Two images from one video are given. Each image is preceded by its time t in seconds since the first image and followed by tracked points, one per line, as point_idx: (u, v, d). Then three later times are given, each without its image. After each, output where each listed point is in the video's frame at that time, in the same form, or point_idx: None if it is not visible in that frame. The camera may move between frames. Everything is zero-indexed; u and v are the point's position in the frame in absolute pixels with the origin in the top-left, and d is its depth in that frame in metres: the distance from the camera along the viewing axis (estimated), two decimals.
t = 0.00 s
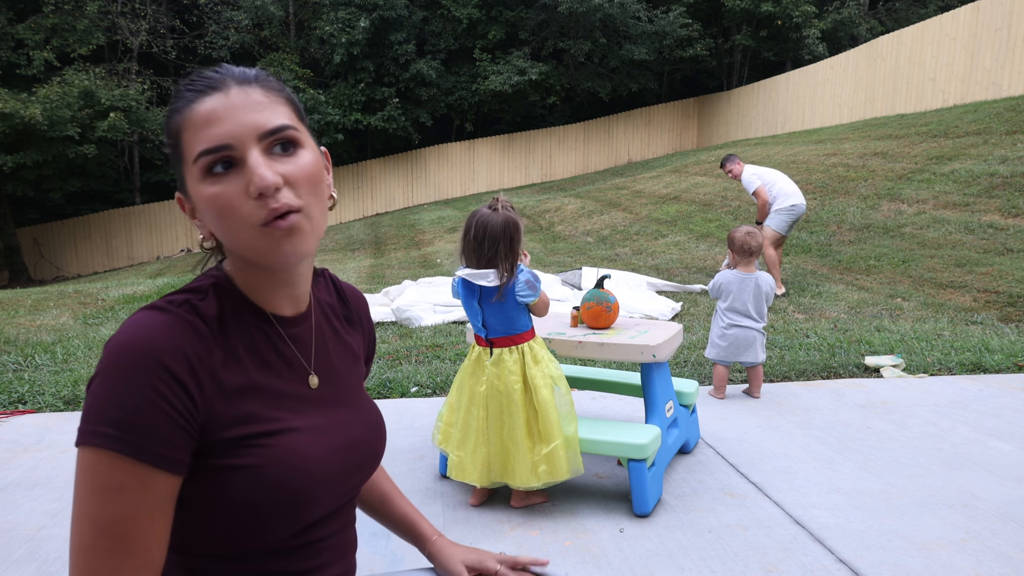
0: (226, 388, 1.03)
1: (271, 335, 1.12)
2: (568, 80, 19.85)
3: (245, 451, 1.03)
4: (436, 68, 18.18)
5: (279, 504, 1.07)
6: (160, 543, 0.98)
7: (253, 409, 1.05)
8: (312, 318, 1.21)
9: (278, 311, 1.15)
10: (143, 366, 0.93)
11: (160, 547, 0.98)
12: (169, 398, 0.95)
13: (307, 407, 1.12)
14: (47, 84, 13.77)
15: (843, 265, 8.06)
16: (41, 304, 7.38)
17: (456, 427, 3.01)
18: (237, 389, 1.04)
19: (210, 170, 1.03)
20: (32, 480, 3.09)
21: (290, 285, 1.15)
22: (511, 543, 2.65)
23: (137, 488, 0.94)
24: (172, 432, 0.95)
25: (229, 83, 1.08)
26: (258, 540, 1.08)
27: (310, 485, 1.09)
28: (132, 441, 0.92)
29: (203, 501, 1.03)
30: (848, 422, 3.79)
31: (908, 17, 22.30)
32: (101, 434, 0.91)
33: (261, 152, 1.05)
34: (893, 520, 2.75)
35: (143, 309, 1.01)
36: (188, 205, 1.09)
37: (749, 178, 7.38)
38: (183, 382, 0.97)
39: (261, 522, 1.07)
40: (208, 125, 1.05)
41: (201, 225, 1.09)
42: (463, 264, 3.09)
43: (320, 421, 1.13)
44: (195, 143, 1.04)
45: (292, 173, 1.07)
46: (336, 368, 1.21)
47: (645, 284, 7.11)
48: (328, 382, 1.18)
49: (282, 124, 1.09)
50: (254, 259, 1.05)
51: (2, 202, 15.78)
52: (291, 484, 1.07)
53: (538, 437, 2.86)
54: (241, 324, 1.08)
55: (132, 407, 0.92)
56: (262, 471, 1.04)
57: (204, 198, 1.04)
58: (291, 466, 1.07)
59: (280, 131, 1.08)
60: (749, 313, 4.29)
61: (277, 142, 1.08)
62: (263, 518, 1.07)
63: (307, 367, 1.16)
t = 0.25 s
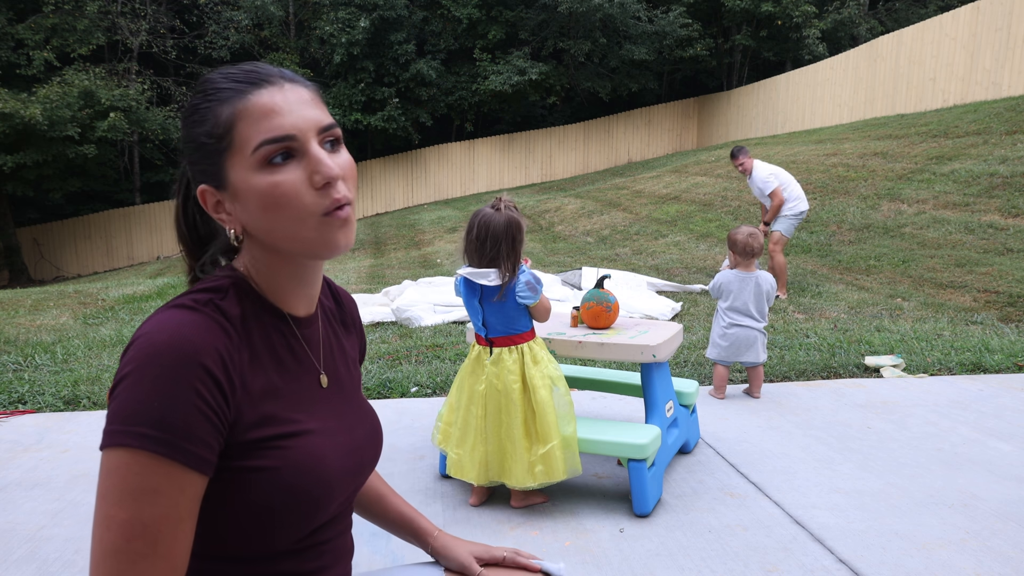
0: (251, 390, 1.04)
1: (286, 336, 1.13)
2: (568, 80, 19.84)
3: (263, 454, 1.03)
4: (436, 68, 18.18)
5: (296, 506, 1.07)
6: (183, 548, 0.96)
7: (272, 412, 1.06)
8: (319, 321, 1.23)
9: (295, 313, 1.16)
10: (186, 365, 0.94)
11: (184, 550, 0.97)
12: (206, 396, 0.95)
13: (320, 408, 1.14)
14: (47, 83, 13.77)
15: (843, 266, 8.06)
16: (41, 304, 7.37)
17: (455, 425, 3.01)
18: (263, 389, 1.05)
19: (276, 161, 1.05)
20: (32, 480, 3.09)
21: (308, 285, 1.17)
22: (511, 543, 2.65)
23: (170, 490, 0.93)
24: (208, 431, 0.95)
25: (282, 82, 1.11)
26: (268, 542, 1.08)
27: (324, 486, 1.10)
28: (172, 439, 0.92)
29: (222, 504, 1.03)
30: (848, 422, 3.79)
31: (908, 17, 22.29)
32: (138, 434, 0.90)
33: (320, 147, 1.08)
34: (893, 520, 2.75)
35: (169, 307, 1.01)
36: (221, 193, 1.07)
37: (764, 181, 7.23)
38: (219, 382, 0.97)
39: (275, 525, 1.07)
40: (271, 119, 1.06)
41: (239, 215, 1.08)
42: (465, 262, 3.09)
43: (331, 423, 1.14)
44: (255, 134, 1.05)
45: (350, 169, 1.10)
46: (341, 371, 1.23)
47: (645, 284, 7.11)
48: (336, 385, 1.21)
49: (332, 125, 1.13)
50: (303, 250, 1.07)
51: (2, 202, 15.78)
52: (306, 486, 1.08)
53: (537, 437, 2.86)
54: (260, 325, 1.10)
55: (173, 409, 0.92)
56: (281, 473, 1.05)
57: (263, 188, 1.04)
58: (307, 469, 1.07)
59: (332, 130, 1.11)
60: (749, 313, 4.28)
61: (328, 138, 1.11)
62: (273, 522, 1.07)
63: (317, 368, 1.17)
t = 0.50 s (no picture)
0: (259, 392, 1.04)
1: (292, 337, 1.13)
2: (568, 80, 19.85)
3: (270, 455, 1.04)
4: (436, 68, 18.18)
5: (301, 507, 1.07)
6: (189, 549, 0.96)
7: (279, 413, 1.06)
8: (324, 322, 1.23)
9: (300, 315, 1.16)
10: (197, 368, 0.94)
11: (190, 551, 0.97)
12: (216, 399, 0.95)
13: (325, 409, 1.14)
14: (47, 83, 13.76)
15: (843, 266, 8.06)
16: (41, 304, 7.37)
17: (456, 425, 3.01)
18: (270, 393, 1.05)
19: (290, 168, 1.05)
20: (32, 480, 3.09)
21: (314, 288, 1.17)
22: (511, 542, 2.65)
23: (179, 492, 0.93)
24: (217, 433, 0.95)
25: (300, 88, 1.11)
26: (271, 542, 1.08)
27: (329, 487, 1.10)
28: (182, 441, 0.92)
29: (227, 505, 1.03)
30: (848, 422, 3.79)
31: (908, 17, 22.29)
32: (149, 436, 0.90)
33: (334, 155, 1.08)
34: (893, 520, 2.75)
35: (177, 309, 1.00)
36: (231, 194, 1.07)
37: (784, 165, 7.04)
38: (229, 384, 0.97)
39: (279, 526, 1.07)
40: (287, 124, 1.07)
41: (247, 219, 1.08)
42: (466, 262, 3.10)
43: (335, 424, 1.14)
44: (269, 139, 1.05)
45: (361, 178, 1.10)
46: (343, 371, 1.23)
47: (645, 284, 7.11)
48: (340, 386, 1.21)
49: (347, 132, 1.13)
50: (311, 257, 1.08)
51: (2, 202, 15.78)
52: (311, 487, 1.08)
53: (537, 437, 2.86)
54: (266, 326, 1.10)
55: (184, 411, 0.92)
56: (287, 475, 1.05)
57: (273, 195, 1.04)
58: (311, 470, 1.07)
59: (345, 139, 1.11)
60: (752, 311, 4.29)
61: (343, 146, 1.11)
62: (274, 524, 1.07)
63: (321, 369, 1.17)
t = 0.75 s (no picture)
0: (261, 393, 1.04)
1: (292, 336, 1.14)
2: (568, 80, 19.85)
3: (269, 456, 1.04)
4: (436, 68, 18.19)
5: (301, 508, 1.07)
6: (186, 553, 0.96)
7: (277, 413, 1.05)
8: (323, 319, 1.23)
9: (300, 311, 1.16)
10: (195, 371, 0.94)
11: (187, 555, 0.97)
12: (213, 401, 0.95)
13: (326, 408, 1.14)
14: (47, 84, 13.77)
15: (843, 265, 8.06)
16: (41, 304, 7.38)
17: (457, 426, 3.01)
18: (270, 394, 1.06)
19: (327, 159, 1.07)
20: (32, 480, 3.09)
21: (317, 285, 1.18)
22: (511, 542, 2.65)
23: (177, 495, 0.93)
24: (214, 435, 0.95)
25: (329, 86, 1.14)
26: (271, 544, 1.08)
27: (330, 486, 1.10)
28: (179, 445, 0.91)
29: (226, 507, 1.03)
30: (848, 422, 3.79)
31: (908, 17, 22.28)
32: (144, 441, 0.90)
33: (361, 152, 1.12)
34: (893, 520, 2.75)
35: (175, 311, 1.00)
36: (253, 182, 1.06)
37: (791, 163, 7.00)
38: (227, 386, 0.97)
39: (278, 527, 1.07)
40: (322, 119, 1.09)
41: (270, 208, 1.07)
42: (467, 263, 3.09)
43: (334, 423, 1.14)
44: (308, 130, 1.06)
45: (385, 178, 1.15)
46: (344, 369, 1.23)
47: (645, 284, 7.11)
48: (341, 383, 1.21)
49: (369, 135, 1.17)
50: (333, 249, 1.09)
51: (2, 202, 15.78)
52: (311, 487, 1.07)
53: (539, 437, 2.86)
54: (266, 325, 1.10)
55: (181, 415, 0.92)
56: (287, 476, 1.05)
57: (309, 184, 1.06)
58: (312, 471, 1.07)
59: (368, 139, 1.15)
60: (751, 310, 4.28)
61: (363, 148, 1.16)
62: (274, 525, 1.07)
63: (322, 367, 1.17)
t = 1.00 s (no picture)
0: (270, 390, 1.04)
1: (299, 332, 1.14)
2: (568, 80, 19.85)
3: (279, 453, 1.04)
4: (436, 68, 18.19)
5: (311, 505, 1.08)
6: (194, 554, 0.96)
7: (286, 411, 1.05)
8: (327, 316, 1.23)
9: (304, 306, 1.17)
10: (203, 371, 0.93)
11: (195, 555, 0.96)
12: (222, 401, 0.94)
13: (334, 405, 1.14)
14: (47, 83, 13.77)
15: (843, 266, 8.06)
16: (41, 304, 7.38)
17: (457, 425, 3.01)
18: (279, 390, 1.06)
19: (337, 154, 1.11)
20: (32, 480, 3.09)
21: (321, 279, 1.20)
22: (511, 542, 2.65)
23: (185, 494, 0.93)
24: (223, 436, 0.95)
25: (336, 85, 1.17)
26: (280, 543, 1.08)
27: (339, 483, 1.10)
28: (188, 445, 0.91)
29: (235, 506, 1.03)
30: (848, 422, 3.79)
31: (908, 17, 22.28)
32: (154, 440, 0.90)
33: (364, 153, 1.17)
34: (893, 520, 2.75)
35: (183, 311, 1.00)
36: (256, 174, 1.07)
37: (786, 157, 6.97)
38: (236, 386, 0.97)
39: (287, 526, 1.07)
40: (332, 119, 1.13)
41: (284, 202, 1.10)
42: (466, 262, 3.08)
43: (343, 419, 1.15)
44: (316, 124, 1.09)
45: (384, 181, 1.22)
46: (349, 365, 1.23)
47: (645, 284, 7.11)
48: (348, 379, 1.21)
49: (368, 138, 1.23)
50: (335, 241, 1.12)
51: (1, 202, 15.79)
52: (320, 485, 1.08)
53: (539, 437, 2.86)
54: (274, 321, 1.10)
55: (190, 415, 0.92)
56: (296, 473, 1.05)
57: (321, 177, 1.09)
58: (322, 468, 1.07)
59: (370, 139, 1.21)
60: (750, 311, 4.28)
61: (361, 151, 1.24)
62: (283, 523, 1.07)
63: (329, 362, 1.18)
